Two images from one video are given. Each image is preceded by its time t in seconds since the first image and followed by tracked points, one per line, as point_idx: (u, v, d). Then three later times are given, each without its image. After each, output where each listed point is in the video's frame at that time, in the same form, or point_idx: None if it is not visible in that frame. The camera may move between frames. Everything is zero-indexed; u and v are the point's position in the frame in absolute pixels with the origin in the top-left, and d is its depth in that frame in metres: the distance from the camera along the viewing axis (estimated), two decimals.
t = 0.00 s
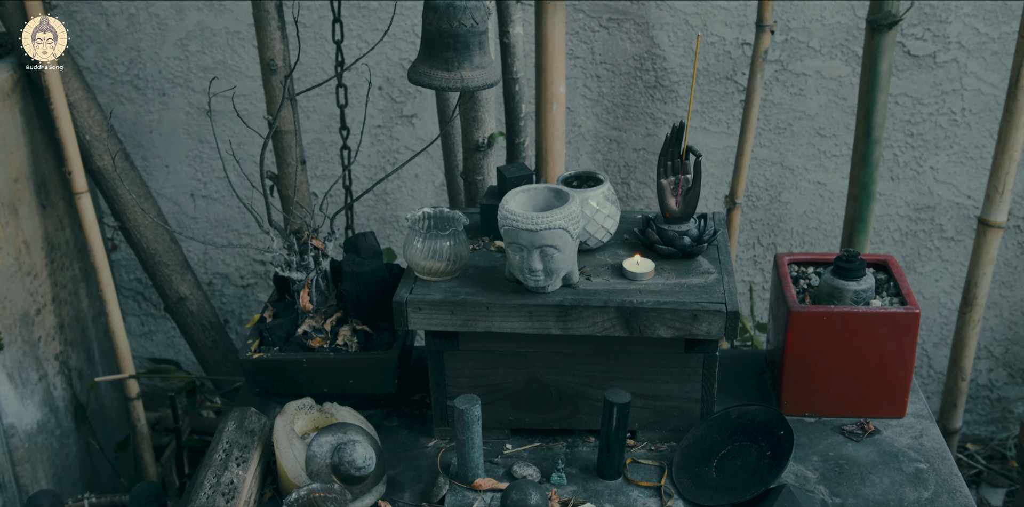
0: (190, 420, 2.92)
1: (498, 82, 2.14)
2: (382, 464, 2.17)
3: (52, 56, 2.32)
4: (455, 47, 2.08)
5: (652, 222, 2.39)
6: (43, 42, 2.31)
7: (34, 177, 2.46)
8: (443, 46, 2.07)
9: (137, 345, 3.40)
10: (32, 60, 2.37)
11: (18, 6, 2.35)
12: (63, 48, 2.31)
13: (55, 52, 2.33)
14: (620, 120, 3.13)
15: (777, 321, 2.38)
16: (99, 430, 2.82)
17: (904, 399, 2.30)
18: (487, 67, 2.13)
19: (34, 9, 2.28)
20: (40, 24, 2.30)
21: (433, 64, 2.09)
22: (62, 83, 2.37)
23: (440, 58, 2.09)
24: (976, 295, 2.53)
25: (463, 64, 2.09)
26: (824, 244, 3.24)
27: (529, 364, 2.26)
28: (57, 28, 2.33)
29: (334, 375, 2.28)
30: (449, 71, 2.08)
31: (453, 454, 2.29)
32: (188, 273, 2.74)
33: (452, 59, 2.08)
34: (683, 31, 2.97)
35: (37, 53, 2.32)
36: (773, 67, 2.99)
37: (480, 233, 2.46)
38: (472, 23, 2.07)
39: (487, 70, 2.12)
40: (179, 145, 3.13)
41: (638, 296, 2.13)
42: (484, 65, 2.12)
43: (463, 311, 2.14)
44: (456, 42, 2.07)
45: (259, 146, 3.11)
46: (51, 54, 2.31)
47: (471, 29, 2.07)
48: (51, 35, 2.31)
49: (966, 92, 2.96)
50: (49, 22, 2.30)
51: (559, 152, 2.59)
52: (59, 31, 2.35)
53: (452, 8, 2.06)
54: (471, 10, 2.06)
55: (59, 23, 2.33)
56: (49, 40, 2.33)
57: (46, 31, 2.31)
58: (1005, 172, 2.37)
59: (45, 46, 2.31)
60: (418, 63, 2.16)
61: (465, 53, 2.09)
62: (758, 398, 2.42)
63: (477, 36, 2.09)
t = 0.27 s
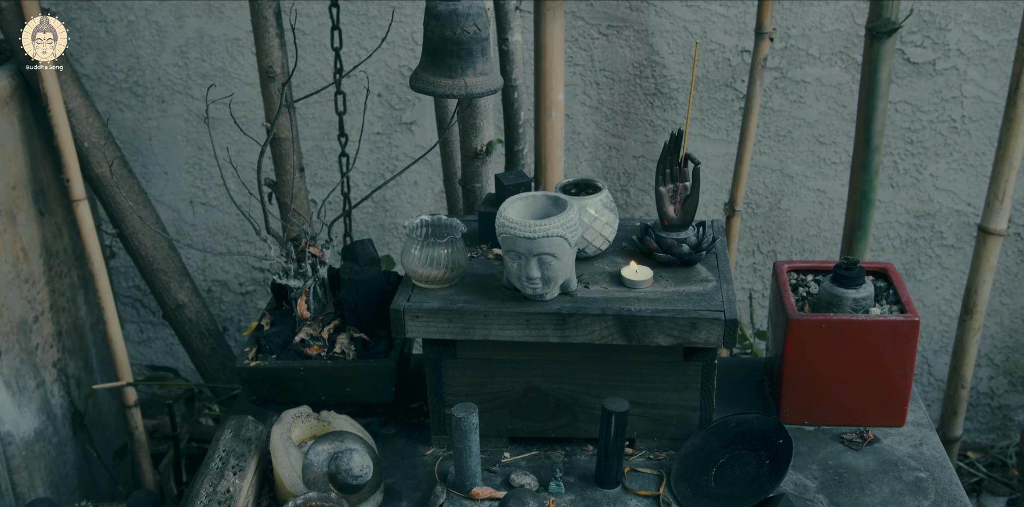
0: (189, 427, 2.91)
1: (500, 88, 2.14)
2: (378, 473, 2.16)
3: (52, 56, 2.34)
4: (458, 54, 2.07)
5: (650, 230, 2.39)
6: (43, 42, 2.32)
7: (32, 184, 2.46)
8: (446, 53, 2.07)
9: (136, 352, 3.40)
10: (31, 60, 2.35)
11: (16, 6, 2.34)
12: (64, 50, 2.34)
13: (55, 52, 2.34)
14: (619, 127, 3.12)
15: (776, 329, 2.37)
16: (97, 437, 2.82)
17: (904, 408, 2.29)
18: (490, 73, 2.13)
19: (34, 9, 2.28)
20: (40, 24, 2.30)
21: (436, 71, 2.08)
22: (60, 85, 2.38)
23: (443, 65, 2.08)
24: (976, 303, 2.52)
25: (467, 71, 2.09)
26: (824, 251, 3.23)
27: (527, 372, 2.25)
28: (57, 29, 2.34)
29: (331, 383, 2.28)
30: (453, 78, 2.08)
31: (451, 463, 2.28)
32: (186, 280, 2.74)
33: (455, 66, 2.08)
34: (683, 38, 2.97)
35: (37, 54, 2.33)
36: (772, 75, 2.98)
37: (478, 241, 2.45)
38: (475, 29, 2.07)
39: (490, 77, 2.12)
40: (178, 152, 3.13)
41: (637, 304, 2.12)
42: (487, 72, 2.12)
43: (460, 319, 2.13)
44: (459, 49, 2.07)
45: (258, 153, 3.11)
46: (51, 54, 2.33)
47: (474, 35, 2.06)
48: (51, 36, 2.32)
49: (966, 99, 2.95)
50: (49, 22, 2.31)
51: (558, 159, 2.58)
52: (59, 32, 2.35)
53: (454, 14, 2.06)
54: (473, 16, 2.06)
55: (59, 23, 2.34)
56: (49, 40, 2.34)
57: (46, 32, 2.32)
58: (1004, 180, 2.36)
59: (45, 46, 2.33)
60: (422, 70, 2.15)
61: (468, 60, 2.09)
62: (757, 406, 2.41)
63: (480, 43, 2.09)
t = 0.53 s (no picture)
0: (189, 434, 2.91)
1: (505, 95, 2.14)
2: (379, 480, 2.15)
3: (52, 56, 2.34)
4: (465, 61, 2.07)
5: (651, 236, 2.39)
6: (44, 42, 2.32)
7: (33, 190, 2.46)
8: (452, 60, 2.07)
9: (137, 358, 3.40)
10: (31, 59, 2.34)
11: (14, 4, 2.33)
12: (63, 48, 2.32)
13: (55, 52, 2.34)
14: (620, 133, 3.12)
15: (777, 335, 2.37)
16: (97, 443, 2.82)
17: (905, 414, 2.29)
18: (495, 79, 2.13)
19: (34, 9, 2.29)
20: (40, 24, 2.30)
21: (443, 78, 2.08)
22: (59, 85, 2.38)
23: (449, 72, 2.08)
24: (978, 310, 2.52)
25: (473, 77, 2.09)
26: (825, 258, 3.23)
27: (527, 378, 2.25)
28: (57, 29, 2.33)
29: (332, 389, 2.27)
30: (460, 85, 2.08)
31: (452, 469, 2.28)
32: (187, 286, 2.73)
33: (461, 72, 2.08)
34: (684, 44, 2.97)
35: (36, 53, 2.32)
36: (773, 81, 2.98)
37: (479, 247, 2.45)
38: (481, 35, 2.07)
39: (495, 83, 2.12)
40: (179, 157, 3.13)
41: (638, 310, 2.12)
42: (493, 77, 2.12)
43: (461, 325, 2.13)
44: (466, 55, 2.06)
45: (259, 159, 3.11)
46: (51, 54, 2.32)
47: (481, 41, 2.06)
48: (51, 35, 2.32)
49: (968, 105, 2.95)
50: (49, 21, 2.31)
51: (559, 165, 2.58)
52: (59, 31, 2.35)
53: (461, 21, 2.05)
54: (479, 22, 2.06)
55: (59, 22, 2.33)
56: (49, 40, 2.33)
57: (46, 31, 2.32)
58: (1006, 186, 2.36)
59: (45, 46, 2.32)
60: (426, 77, 2.15)
61: (474, 66, 2.09)
62: (758, 413, 2.41)
63: (485, 49, 2.08)
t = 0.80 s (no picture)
0: (190, 440, 2.90)
1: (506, 103, 2.14)
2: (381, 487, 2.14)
3: (52, 56, 2.34)
4: (464, 69, 2.07)
5: (653, 244, 2.39)
6: (43, 42, 2.32)
7: (35, 197, 2.46)
8: (452, 68, 2.07)
9: (138, 365, 3.40)
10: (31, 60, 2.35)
11: (15, 6, 2.34)
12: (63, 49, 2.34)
13: (55, 52, 2.34)
14: (622, 141, 3.13)
15: (779, 344, 2.37)
16: (99, 450, 2.82)
17: (908, 423, 2.28)
18: (496, 87, 2.13)
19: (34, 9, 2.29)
20: (40, 24, 2.31)
21: (442, 86, 2.08)
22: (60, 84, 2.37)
23: (449, 80, 2.08)
24: (980, 318, 2.51)
25: (473, 86, 2.09)
26: (827, 265, 3.23)
27: (529, 386, 2.25)
28: (57, 29, 2.35)
29: (333, 396, 2.27)
30: (459, 93, 2.08)
31: (453, 477, 2.27)
32: (189, 293, 2.73)
33: (461, 81, 2.08)
34: (686, 52, 2.97)
35: (36, 53, 2.33)
36: (775, 88, 2.98)
37: (480, 254, 2.45)
38: (480, 44, 2.06)
39: (496, 91, 2.12)
40: (181, 164, 3.13)
41: (639, 318, 2.12)
42: (493, 86, 2.12)
43: (463, 333, 2.13)
44: (465, 64, 2.06)
45: (261, 166, 3.12)
46: (51, 54, 2.32)
47: (480, 50, 2.05)
48: (51, 35, 2.33)
49: (970, 113, 2.95)
50: (49, 22, 2.32)
51: (561, 173, 2.58)
52: (58, 31, 2.36)
53: (460, 29, 2.04)
54: (479, 31, 2.05)
55: (59, 23, 2.35)
56: (48, 40, 2.34)
57: (46, 31, 2.32)
58: (1009, 194, 2.35)
59: (45, 45, 2.33)
60: (426, 85, 2.15)
61: (473, 74, 2.08)
62: (760, 421, 2.40)
63: (485, 57, 2.08)
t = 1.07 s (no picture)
0: (192, 446, 2.90)
1: (504, 110, 2.13)
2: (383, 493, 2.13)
3: (52, 56, 2.33)
4: (461, 75, 2.07)
5: (655, 250, 2.38)
6: (43, 42, 2.31)
7: (38, 202, 2.47)
8: (449, 74, 2.07)
9: (140, 371, 3.40)
10: (31, 59, 2.35)
11: (18, 12, 2.35)
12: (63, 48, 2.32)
13: (55, 52, 2.33)
14: (624, 147, 3.13)
15: (781, 350, 2.37)
16: (100, 455, 2.82)
17: (910, 430, 2.28)
18: (494, 94, 2.12)
19: (35, 9, 2.29)
20: (40, 24, 2.30)
21: (440, 92, 2.08)
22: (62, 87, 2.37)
23: (446, 85, 2.08)
24: (982, 324, 2.51)
25: (469, 92, 2.08)
26: (829, 272, 3.23)
27: (531, 392, 2.24)
28: (57, 28, 2.33)
29: (335, 402, 2.27)
30: (456, 99, 2.07)
31: (455, 483, 2.27)
32: (191, 299, 2.74)
33: (458, 86, 2.07)
34: (689, 58, 2.97)
35: (37, 53, 2.32)
36: (777, 95, 2.99)
37: (482, 260, 2.45)
38: (478, 50, 2.06)
39: (493, 98, 2.11)
40: (183, 170, 3.14)
41: (641, 324, 2.12)
42: (490, 92, 2.11)
43: (465, 340, 2.13)
44: (462, 70, 2.06)
45: (263, 172, 3.12)
46: (51, 54, 2.32)
47: (477, 57, 2.06)
48: (51, 35, 2.32)
49: (971, 119, 2.95)
50: (49, 21, 2.31)
51: (563, 179, 2.58)
52: (59, 31, 2.35)
53: (458, 35, 2.04)
54: (476, 37, 2.05)
55: (59, 23, 2.33)
56: (48, 40, 2.33)
57: (46, 31, 2.32)
58: (1011, 200, 2.35)
59: (45, 45, 2.32)
60: (425, 90, 2.15)
61: (471, 80, 2.08)
62: (762, 427, 2.40)
63: (483, 64, 2.08)
